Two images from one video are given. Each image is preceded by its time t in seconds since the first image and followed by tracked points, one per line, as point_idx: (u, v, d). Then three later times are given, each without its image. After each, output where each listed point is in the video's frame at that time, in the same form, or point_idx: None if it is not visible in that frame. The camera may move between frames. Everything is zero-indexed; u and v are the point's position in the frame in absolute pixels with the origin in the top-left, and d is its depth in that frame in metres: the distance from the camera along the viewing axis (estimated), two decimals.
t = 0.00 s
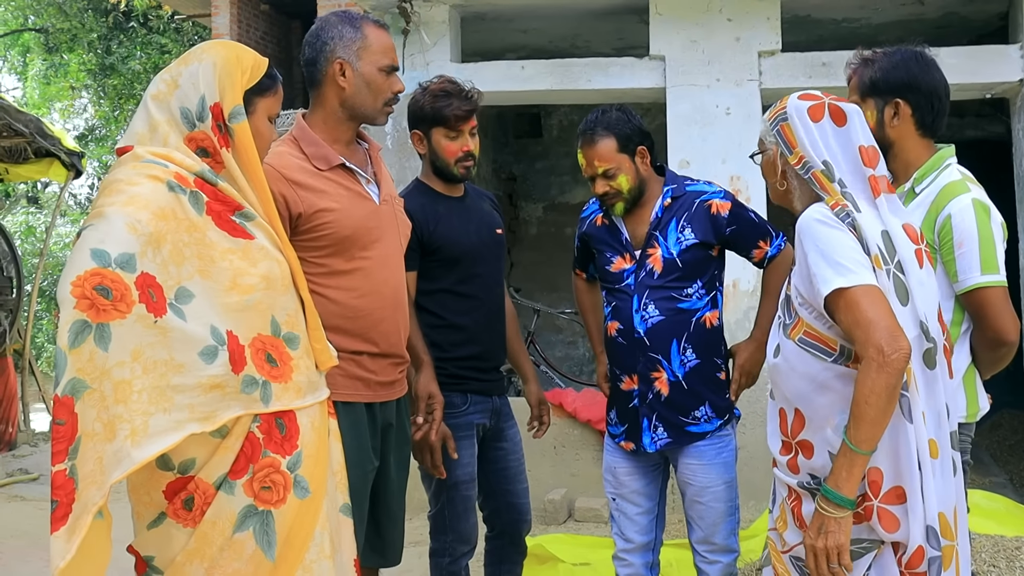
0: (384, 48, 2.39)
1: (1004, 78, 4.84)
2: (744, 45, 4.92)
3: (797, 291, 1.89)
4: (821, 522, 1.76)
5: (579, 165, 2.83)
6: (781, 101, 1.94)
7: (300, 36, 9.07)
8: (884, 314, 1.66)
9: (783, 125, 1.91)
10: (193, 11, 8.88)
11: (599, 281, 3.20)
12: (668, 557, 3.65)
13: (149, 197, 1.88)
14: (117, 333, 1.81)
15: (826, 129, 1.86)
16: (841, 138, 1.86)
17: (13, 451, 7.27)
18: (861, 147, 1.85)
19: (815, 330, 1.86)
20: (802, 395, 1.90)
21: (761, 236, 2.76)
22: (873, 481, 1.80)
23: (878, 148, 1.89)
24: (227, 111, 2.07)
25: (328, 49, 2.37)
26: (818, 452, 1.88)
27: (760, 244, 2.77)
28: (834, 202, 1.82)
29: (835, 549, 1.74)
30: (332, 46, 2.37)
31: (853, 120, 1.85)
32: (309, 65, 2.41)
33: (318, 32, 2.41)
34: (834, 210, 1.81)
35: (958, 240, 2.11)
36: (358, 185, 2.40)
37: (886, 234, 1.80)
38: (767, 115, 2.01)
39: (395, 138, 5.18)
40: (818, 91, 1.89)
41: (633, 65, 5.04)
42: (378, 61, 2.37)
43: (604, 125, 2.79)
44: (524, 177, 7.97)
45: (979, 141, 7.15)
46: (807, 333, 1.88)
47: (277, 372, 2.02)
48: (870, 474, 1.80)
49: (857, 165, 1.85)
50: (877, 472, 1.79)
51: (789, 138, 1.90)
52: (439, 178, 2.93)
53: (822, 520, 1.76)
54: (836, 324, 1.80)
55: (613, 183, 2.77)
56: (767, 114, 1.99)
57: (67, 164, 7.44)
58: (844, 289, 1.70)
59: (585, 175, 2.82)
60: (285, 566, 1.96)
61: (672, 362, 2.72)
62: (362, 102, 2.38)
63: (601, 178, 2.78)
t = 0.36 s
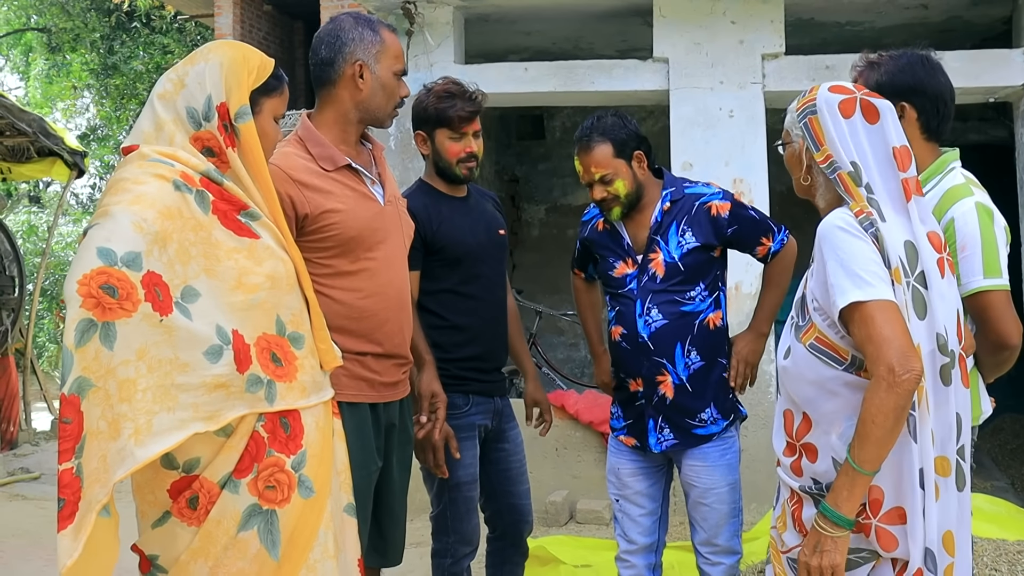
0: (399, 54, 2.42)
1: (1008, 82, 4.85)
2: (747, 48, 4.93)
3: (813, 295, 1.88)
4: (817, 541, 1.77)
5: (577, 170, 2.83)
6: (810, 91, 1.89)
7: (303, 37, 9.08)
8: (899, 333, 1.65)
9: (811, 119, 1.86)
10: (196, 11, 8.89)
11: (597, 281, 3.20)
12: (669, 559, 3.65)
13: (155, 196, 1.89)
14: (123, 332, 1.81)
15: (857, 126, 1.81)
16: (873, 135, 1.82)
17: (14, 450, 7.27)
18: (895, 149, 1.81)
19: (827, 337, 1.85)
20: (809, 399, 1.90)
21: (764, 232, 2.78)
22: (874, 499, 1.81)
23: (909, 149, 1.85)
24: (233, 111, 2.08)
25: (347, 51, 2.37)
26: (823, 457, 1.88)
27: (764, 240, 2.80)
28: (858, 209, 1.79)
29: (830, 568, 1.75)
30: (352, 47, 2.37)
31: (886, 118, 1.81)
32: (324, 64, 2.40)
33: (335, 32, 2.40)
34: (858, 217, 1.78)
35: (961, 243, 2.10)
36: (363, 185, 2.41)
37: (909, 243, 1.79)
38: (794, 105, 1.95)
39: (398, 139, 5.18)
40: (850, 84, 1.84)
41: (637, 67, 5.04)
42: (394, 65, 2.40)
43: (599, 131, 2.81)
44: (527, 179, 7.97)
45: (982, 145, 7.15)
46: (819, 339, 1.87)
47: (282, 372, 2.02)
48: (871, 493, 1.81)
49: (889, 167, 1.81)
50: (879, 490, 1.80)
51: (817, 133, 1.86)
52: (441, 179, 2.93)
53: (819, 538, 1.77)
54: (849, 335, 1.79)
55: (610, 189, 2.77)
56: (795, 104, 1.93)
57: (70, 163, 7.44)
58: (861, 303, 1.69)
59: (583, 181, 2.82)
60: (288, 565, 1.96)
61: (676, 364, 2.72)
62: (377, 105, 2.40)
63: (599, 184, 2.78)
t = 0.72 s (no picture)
0: (407, 56, 2.42)
1: (1011, 86, 4.85)
2: (750, 51, 4.93)
3: (829, 301, 1.84)
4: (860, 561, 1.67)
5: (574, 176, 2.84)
6: (824, 93, 1.86)
7: (306, 38, 9.09)
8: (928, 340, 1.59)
9: (824, 121, 1.83)
10: (198, 12, 8.91)
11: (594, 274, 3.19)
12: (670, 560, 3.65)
13: (163, 194, 1.89)
14: (131, 329, 1.81)
15: (873, 129, 1.78)
16: (889, 138, 1.78)
17: (14, 449, 7.28)
18: (913, 151, 1.78)
19: (843, 344, 1.81)
20: (821, 406, 1.87)
21: (765, 235, 2.78)
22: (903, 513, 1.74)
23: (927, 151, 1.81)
24: (239, 111, 2.08)
25: (355, 51, 2.37)
26: (833, 465, 1.86)
27: (765, 242, 2.79)
28: (879, 213, 1.75)
29: None
30: (360, 48, 2.37)
31: (902, 119, 1.78)
32: (332, 64, 2.39)
33: (344, 32, 2.41)
34: (879, 221, 1.74)
35: (968, 248, 2.09)
36: (368, 186, 2.41)
37: (929, 248, 1.74)
38: (806, 107, 1.92)
39: (402, 139, 5.19)
40: (864, 86, 1.81)
41: (640, 69, 5.05)
42: (402, 67, 2.41)
43: (595, 138, 2.80)
44: (529, 181, 7.97)
45: (984, 149, 7.16)
46: (834, 345, 1.83)
47: (287, 370, 2.02)
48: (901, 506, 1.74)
49: (907, 171, 1.77)
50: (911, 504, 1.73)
51: (831, 136, 1.82)
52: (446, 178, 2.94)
53: (861, 559, 1.67)
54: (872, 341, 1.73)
55: (607, 196, 2.77)
56: (807, 106, 1.90)
57: (73, 163, 7.45)
58: (888, 310, 1.63)
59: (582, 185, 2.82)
60: (292, 563, 1.96)
61: (679, 368, 2.72)
62: (383, 106, 2.41)
63: (596, 190, 2.78)
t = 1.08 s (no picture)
0: (412, 58, 2.45)
1: (1012, 89, 4.85)
2: (752, 53, 4.93)
3: (837, 306, 1.84)
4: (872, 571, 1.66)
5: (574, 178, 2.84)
6: (829, 97, 1.86)
7: (307, 39, 9.10)
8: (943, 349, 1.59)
9: (830, 125, 1.83)
10: (199, 13, 8.91)
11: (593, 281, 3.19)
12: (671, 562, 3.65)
13: (169, 193, 1.89)
14: (136, 326, 1.81)
15: (880, 133, 1.78)
16: (896, 142, 1.78)
17: (15, 449, 7.27)
18: (919, 156, 1.77)
19: (851, 350, 1.81)
20: (826, 413, 1.87)
21: (763, 241, 2.79)
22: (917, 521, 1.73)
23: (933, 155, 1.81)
24: (247, 112, 2.07)
25: (364, 53, 2.38)
26: (839, 472, 1.86)
27: (765, 247, 2.80)
28: (892, 218, 1.74)
29: None
30: (369, 50, 2.38)
31: (909, 123, 1.77)
32: (339, 64, 2.39)
33: (351, 34, 2.41)
34: (892, 226, 1.73)
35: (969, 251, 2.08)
36: (371, 186, 2.42)
37: (939, 253, 1.73)
38: (810, 111, 1.92)
39: (403, 141, 5.19)
40: (870, 89, 1.80)
41: (642, 71, 5.06)
42: (407, 69, 2.43)
43: (595, 141, 2.82)
44: (530, 182, 7.98)
45: (985, 152, 7.16)
46: (842, 351, 1.83)
47: (288, 371, 2.02)
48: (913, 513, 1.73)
49: (914, 175, 1.77)
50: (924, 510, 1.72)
51: (838, 140, 1.83)
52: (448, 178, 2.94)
53: (875, 568, 1.67)
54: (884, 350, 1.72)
55: (606, 199, 2.77)
56: (812, 110, 1.90)
57: (74, 163, 7.45)
58: (902, 318, 1.63)
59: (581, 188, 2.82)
60: (294, 563, 1.96)
61: (681, 371, 2.72)
62: (389, 108, 2.43)
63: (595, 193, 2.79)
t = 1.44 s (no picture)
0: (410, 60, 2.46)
1: (1007, 92, 4.87)
2: (748, 55, 4.94)
3: (834, 308, 1.84)
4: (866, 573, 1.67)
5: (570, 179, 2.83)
6: (826, 98, 1.86)
7: (302, 40, 9.08)
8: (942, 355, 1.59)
9: (829, 127, 1.83)
10: (195, 13, 8.89)
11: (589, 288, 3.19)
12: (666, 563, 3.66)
13: (175, 192, 1.88)
14: (144, 324, 1.80)
15: (878, 135, 1.79)
16: (894, 144, 1.79)
17: (9, 450, 7.24)
18: (917, 158, 1.78)
19: (849, 351, 1.81)
20: (822, 414, 1.88)
21: (759, 244, 2.80)
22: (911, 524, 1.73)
23: (931, 157, 1.81)
24: (243, 111, 2.04)
25: (364, 54, 2.38)
26: (836, 473, 1.86)
27: (760, 250, 2.81)
28: (892, 221, 1.74)
29: None
30: (370, 51, 2.38)
31: (907, 124, 1.78)
32: (338, 65, 2.38)
33: (352, 35, 2.41)
34: (892, 229, 1.73)
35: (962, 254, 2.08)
36: (368, 188, 2.41)
37: (938, 256, 1.73)
38: (807, 113, 1.92)
39: (398, 142, 5.19)
40: (868, 91, 1.80)
41: (638, 73, 5.07)
42: (404, 71, 2.44)
43: (591, 142, 2.80)
44: (526, 183, 7.98)
45: (979, 154, 7.18)
46: (840, 352, 1.83)
47: (289, 372, 2.02)
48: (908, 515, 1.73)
49: (912, 177, 1.78)
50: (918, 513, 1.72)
51: (837, 143, 1.83)
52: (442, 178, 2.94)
53: (867, 569, 1.68)
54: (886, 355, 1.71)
55: (602, 200, 2.77)
56: (809, 112, 1.90)
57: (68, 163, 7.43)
58: (901, 323, 1.63)
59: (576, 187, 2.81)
60: (293, 563, 1.96)
61: (676, 373, 2.72)
62: (388, 109, 2.43)
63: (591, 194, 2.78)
